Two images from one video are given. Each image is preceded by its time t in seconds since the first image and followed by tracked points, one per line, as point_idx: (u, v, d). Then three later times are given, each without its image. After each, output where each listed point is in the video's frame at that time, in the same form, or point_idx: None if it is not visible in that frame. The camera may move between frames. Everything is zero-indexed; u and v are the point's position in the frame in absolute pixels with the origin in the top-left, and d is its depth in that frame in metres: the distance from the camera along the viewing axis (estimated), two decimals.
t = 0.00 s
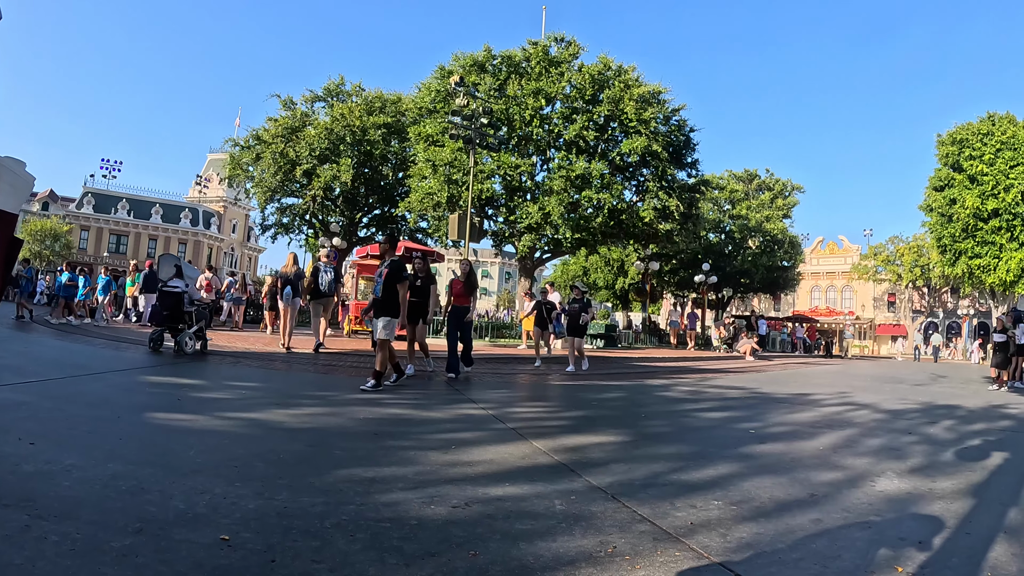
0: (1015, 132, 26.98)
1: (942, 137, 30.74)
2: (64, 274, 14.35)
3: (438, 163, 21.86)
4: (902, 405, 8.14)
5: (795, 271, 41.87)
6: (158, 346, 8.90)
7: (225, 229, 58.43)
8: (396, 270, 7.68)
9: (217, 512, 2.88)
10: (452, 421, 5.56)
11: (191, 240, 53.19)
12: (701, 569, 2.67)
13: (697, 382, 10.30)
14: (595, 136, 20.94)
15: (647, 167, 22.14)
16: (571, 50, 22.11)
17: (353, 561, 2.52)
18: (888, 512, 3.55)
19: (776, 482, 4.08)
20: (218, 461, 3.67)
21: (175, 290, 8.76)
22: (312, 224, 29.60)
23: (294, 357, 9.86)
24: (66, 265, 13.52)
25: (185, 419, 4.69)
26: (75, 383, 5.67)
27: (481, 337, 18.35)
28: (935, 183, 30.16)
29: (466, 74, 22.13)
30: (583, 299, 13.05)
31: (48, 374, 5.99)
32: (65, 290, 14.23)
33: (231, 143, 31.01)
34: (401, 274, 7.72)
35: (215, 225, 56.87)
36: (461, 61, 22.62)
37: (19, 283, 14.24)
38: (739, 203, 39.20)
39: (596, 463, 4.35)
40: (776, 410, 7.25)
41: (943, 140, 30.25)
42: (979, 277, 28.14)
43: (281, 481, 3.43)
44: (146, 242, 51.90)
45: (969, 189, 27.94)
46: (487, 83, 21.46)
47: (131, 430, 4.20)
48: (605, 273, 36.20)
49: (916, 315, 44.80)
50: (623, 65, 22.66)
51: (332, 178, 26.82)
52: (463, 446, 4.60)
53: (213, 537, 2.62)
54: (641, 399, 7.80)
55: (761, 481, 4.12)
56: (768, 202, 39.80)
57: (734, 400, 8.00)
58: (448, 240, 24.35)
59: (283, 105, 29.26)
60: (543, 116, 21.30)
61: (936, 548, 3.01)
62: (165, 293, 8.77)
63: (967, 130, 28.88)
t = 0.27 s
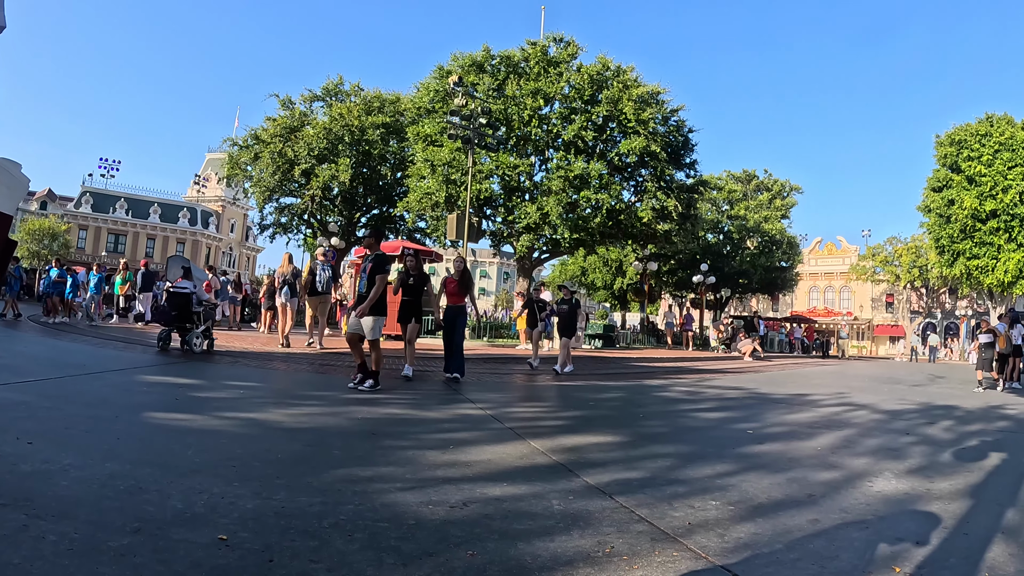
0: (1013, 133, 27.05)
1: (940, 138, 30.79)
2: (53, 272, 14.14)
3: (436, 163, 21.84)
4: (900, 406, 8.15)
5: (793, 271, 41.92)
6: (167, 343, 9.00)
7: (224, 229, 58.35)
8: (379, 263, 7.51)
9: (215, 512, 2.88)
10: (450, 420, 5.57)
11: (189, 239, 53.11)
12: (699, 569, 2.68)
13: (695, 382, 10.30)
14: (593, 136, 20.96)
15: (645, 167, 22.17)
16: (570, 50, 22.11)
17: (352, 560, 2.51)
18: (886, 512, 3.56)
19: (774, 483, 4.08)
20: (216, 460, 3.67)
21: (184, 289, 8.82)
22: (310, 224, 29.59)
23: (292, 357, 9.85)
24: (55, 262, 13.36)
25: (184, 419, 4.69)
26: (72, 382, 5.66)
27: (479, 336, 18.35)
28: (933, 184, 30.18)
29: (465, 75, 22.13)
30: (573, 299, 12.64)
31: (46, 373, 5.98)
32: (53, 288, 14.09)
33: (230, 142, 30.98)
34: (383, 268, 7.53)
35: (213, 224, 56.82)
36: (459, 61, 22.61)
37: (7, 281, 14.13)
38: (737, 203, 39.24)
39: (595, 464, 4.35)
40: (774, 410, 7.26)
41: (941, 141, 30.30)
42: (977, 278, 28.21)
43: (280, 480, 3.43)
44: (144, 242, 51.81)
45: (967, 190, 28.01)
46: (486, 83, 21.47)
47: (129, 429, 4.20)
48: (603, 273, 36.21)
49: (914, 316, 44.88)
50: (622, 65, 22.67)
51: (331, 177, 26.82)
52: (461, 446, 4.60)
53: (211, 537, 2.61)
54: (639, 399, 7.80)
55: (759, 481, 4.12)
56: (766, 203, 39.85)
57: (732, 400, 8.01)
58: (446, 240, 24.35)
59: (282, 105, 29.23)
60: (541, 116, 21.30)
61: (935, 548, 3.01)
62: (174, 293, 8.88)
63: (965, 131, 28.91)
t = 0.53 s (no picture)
0: (1012, 134, 27.06)
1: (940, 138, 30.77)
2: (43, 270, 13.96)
3: (436, 162, 21.82)
4: (900, 406, 8.15)
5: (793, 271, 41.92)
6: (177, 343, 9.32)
7: (223, 228, 58.30)
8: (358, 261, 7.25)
9: (214, 511, 2.88)
10: (450, 420, 5.57)
11: (188, 238, 53.02)
12: (700, 570, 2.66)
13: (694, 382, 10.29)
14: (593, 136, 20.97)
15: (645, 167, 22.18)
16: (569, 50, 22.10)
17: (351, 560, 2.51)
18: (886, 512, 3.56)
19: (773, 482, 4.09)
20: (215, 460, 3.67)
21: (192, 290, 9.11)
22: (310, 223, 29.57)
23: (292, 356, 9.86)
24: (46, 261, 13.19)
25: (183, 418, 4.69)
26: (72, 381, 5.67)
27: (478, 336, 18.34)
28: (933, 184, 30.18)
29: (464, 74, 22.12)
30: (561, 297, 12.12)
31: (45, 373, 5.98)
32: (44, 287, 13.96)
33: (229, 141, 30.96)
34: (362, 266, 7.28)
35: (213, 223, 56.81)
36: (459, 60, 22.59)
37: None
38: (737, 203, 39.26)
39: (595, 463, 4.35)
40: (773, 410, 7.25)
41: (941, 141, 30.30)
42: (977, 278, 28.21)
43: (279, 479, 3.43)
44: (143, 241, 51.75)
45: (966, 191, 28.02)
46: (485, 83, 21.47)
47: (129, 428, 4.21)
48: (603, 273, 36.14)
49: (913, 317, 44.88)
50: (622, 65, 22.65)
51: (330, 177, 26.81)
52: (460, 446, 4.60)
53: (210, 536, 2.61)
54: (638, 398, 7.80)
55: (758, 480, 4.12)
56: (766, 203, 39.95)
57: (730, 400, 8.02)
58: (446, 240, 24.33)
59: (281, 104, 29.18)
60: (541, 115, 21.28)
61: (934, 548, 3.02)
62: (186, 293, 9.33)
63: (965, 132, 28.90)
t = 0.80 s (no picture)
0: (1012, 134, 27.06)
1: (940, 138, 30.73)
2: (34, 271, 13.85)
3: (436, 162, 21.82)
4: (899, 406, 8.15)
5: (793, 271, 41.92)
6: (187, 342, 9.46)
7: (223, 228, 58.30)
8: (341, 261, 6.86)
9: (214, 511, 2.88)
10: (450, 419, 5.58)
11: (188, 238, 52.99)
12: (699, 570, 2.67)
13: (694, 381, 10.29)
14: (593, 136, 20.97)
15: (644, 167, 22.20)
16: (569, 50, 22.11)
17: (351, 560, 2.51)
18: (885, 512, 3.56)
19: (773, 482, 4.08)
20: (215, 459, 3.67)
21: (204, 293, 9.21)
22: (310, 223, 29.57)
23: (292, 356, 9.87)
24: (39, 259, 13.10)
25: (183, 418, 4.69)
26: (71, 381, 5.67)
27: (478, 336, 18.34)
28: (933, 184, 30.18)
29: (464, 74, 22.11)
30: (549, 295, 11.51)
31: (45, 372, 5.98)
32: (36, 284, 13.87)
33: (229, 141, 30.95)
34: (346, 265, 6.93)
35: (213, 223, 56.88)
36: (459, 60, 22.59)
37: None
38: (737, 203, 39.29)
39: (594, 463, 4.36)
40: (773, 410, 7.25)
41: (941, 141, 30.29)
42: (976, 278, 28.22)
43: (278, 479, 3.43)
44: (143, 241, 51.74)
45: (966, 191, 28.02)
46: (485, 82, 21.47)
47: (128, 428, 4.21)
48: (602, 273, 36.09)
49: (913, 317, 44.87)
50: (621, 65, 22.65)
51: (330, 176, 26.82)
52: (460, 446, 4.60)
53: (210, 536, 2.61)
54: (638, 398, 7.80)
55: (757, 480, 4.12)
56: (766, 203, 40.01)
57: (730, 399, 8.02)
58: (446, 240, 24.33)
59: (281, 104, 29.18)
60: (541, 115, 21.28)
61: (934, 548, 3.02)
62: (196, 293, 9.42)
63: (965, 132, 28.89)
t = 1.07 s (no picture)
0: (1014, 133, 27.01)
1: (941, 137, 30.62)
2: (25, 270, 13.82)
3: (437, 160, 21.82)
4: (900, 405, 8.16)
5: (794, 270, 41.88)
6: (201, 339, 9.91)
7: (224, 226, 58.36)
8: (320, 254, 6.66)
9: (215, 509, 2.89)
10: (451, 418, 5.58)
11: (190, 237, 53.00)
12: (700, 569, 2.67)
13: (695, 380, 10.29)
14: (594, 134, 20.95)
15: (645, 166, 22.18)
16: (570, 48, 22.08)
17: (352, 559, 2.52)
18: (887, 511, 3.56)
19: (774, 481, 4.08)
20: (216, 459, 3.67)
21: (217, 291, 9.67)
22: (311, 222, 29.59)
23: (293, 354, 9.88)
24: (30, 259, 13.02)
25: (185, 416, 4.71)
26: (73, 380, 5.68)
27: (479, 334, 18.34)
28: (934, 182, 30.13)
29: (465, 72, 22.09)
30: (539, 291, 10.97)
31: (46, 370, 5.99)
32: (27, 284, 13.83)
33: (230, 140, 30.97)
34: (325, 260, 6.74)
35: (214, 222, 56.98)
36: (460, 59, 22.58)
37: None
38: (738, 202, 39.25)
39: (595, 461, 4.36)
40: (774, 409, 7.25)
41: (943, 140, 30.23)
42: (978, 277, 28.18)
43: (280, 478, 3.43)
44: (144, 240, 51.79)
45: (967, 189, 27.98)
46: (486, 81, 21.46)
47: (130, 427, 4.21)
48: (603, 271, 36.05)
49: (915, 316, 44.80)
50: (622, 63, 22.60)
51: (331, 175, 26.82)
52: (461, 445, 4.60)
53: (211, 534, 2.62)
54: (639, 397, 7.80)
55: (759, 480, 4.12)
56: (767, 201, 40.03)
57: (731, 398, 8.02)
58: (447, 238, 24.32)
59: (282, 103, 29.18)
60: (541, 114, 21.27)
61: (935, 547, 3.02)
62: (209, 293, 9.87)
63: (967, 130, 28.81)
